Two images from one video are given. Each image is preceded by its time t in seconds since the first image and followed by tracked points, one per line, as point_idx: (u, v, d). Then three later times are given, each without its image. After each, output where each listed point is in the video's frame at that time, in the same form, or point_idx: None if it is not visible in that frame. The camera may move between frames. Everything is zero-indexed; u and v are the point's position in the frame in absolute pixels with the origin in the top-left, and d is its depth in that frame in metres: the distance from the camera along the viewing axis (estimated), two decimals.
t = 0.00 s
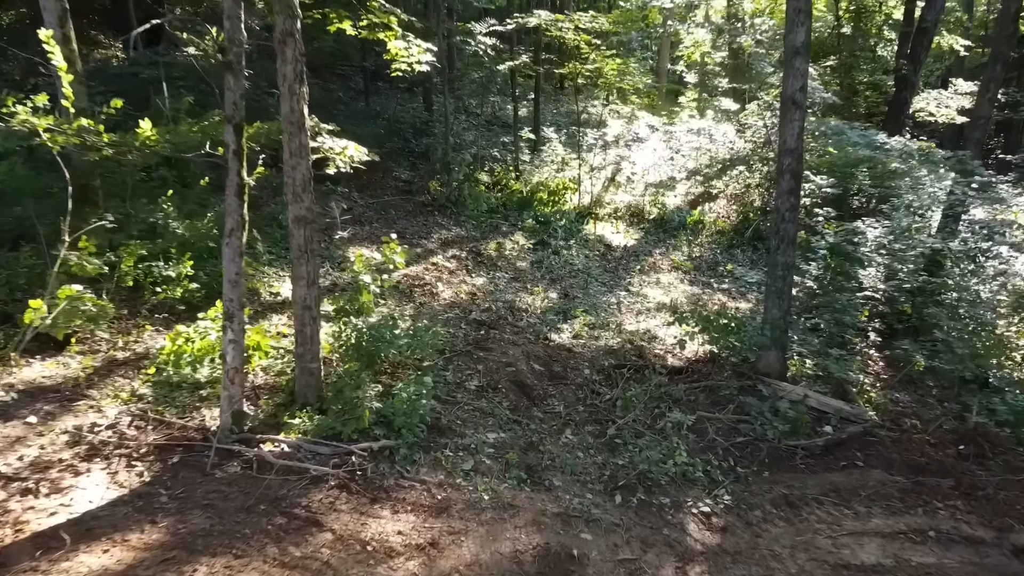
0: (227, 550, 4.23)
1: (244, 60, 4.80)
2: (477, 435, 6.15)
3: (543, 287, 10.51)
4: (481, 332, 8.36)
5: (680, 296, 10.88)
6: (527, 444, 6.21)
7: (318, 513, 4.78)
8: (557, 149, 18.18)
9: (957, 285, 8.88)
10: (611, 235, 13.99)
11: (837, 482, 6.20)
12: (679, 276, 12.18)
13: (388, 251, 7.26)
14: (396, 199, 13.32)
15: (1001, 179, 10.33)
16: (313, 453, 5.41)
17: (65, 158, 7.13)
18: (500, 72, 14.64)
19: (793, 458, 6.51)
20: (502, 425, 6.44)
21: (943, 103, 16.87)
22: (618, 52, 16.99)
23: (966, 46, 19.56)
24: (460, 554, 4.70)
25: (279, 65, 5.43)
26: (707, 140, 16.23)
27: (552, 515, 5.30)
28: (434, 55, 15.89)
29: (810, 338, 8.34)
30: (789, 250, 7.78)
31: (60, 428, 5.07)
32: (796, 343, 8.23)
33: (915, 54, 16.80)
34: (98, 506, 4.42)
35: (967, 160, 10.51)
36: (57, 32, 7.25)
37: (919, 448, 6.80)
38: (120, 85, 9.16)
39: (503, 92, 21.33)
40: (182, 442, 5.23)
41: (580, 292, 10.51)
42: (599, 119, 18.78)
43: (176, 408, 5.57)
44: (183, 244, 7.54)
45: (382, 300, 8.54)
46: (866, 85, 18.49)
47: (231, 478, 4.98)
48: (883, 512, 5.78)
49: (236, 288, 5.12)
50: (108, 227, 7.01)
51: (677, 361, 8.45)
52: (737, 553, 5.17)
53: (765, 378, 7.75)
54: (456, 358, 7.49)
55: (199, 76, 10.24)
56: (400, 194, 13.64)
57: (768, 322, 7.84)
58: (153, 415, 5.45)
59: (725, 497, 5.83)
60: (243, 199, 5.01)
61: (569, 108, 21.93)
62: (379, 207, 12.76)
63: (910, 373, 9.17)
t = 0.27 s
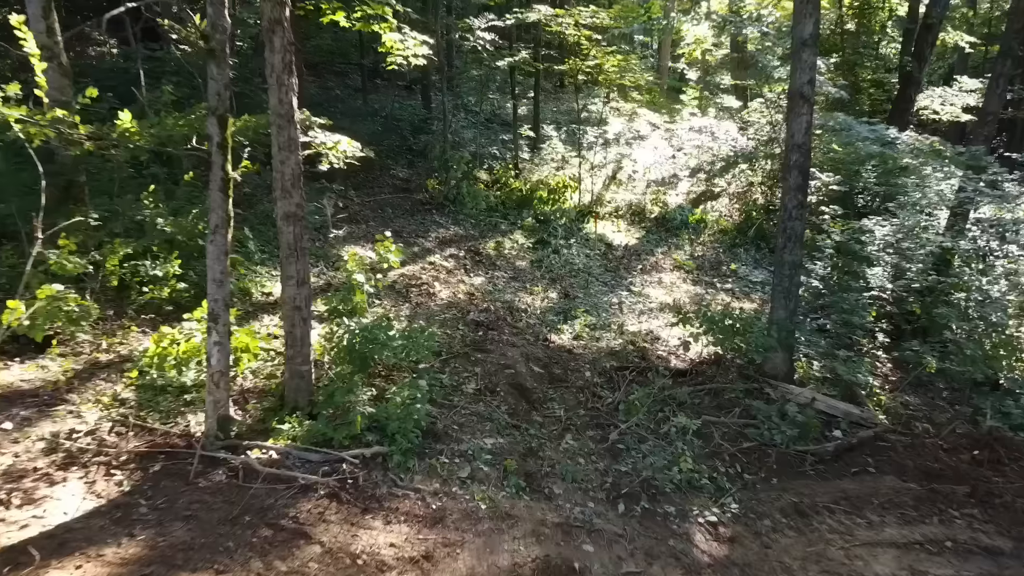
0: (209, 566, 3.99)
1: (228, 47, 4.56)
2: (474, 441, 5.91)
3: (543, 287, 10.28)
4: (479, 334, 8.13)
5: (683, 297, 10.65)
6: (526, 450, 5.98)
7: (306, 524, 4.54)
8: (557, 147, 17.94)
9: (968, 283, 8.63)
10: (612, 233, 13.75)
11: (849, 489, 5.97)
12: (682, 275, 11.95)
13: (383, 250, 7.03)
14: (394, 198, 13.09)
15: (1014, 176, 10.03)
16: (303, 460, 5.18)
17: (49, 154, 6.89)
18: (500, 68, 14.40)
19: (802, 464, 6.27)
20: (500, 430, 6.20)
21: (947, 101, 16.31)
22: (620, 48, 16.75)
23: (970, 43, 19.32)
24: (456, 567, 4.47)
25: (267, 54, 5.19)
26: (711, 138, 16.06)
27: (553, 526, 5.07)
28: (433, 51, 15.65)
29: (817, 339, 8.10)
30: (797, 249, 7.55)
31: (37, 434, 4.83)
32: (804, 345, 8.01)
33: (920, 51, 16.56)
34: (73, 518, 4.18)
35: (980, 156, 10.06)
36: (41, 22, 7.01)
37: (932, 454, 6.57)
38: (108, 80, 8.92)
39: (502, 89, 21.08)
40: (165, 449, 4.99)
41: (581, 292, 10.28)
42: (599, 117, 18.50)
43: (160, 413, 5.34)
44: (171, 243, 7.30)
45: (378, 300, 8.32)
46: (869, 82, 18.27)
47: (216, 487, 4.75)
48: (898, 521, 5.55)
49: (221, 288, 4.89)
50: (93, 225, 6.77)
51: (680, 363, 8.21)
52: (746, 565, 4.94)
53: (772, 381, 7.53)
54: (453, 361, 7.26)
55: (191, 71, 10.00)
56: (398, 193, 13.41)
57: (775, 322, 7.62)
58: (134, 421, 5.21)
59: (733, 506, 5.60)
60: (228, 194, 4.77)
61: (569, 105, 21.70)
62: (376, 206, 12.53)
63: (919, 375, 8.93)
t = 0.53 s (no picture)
0: None
1: (210, 34, 4.31)
2: (470, 447, 5.67)
3: (542, 286, 10.04)
4: (477, 335, 7.88)
5: (687, 297, 10.41)
6: (525, 456, 5.73)
7: (292, 538, 4.30)
8: (557, 145, 17.70)
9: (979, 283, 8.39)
10: (613, 232, 13.49)
11: (861, 497, 5.73)
12: (684, 275, 11.70)
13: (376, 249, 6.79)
14: (391, 196, 12.86)
15: None
16: (291, 469, 4.94)
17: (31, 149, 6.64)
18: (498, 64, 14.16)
19: (812, 471, 6.03)
20: (498, 436, 5.96)
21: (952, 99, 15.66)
22: (620, 45, 16.51)
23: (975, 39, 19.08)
24: None
25: (254, 43, 4.94)
26: (712, 135, 15.36)
27: (553, 538, 4.83)
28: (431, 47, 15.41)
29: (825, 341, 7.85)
30: (805, 247, 7.31)
31: (10, 442, 4.58)
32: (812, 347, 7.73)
33: (925, 47, 16.32)
34: (44, 532, 3.93)
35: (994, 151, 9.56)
36: (24, 12, 6.76)
37: (946, 460, 6.33)
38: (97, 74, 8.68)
39: (502, 87, 20.84)
40: (145, 458, 4.76)
41: (582, 292, 10.04)
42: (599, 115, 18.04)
43: (141, 419, 5.10)
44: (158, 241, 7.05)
45: (372, 301, 8.10)
46: (873, 79, 18.04)
47: (198, 498, 4.51)
48: (913, 532, 5.31)
49: (203, 288, 4.64)
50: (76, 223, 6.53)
51: (684, 365, 7.98)
52: None
53: (779, 383, 7.32)
54: (449, 363, 7.01)
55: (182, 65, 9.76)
56: (395, 191, 13.18)
57: (782, 323, 7.40)
58: (114, 427, 4.97)
59: (741, 516, 5.36)
60: (210, 189, 4.53)
61: (569, 103, 21.45)
62: (372, 204, 12.29)
63: (929, 378, 8.68)
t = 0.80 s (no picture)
0: None
1: (190, 20, 4.07)
2: (466, 455, 5.44)
3: (542, 287, 9.80)
4: (474, 337, 7.65)
5: (690, 298, 10.18)
6: (523, 464, 5.50)
7: (276, 553, 4.06)
8: (557, 144, 17.47)
9: (990, 283, 8.16)
10: (614, 232, 13.24)
11: (874, 507, 5.49)
12: (687, 275, 11.47)
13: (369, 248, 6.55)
14: (388, 195, 12.64)
15: None
16: (277, 479, 4.70)
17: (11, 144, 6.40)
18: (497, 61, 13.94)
19: (822, 479, 5.80)
20: (495, 443, 5.72)
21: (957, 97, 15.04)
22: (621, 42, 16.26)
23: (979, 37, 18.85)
24: None
25: (238, 32, 4.71)
26: (714, 134, 15.06)
27: (552, 551, 4.60)
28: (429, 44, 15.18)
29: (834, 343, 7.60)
30: (813, 247, 7.08)
31: None
32: (820, 349, 7.47)
33: (929, 44, 16.09)
34: (11, 549, 3.69)
35: (1010, 146, 9.51)
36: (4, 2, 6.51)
37: (961, 467, 6.10)
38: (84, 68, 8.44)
39: (501, 85, 20.61)
40: (123, 468, 4.52)
41: (582, 293, 9.80)
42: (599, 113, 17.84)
43: (120, 426, 4.86)
44: (144, 240, 6.81)
45: (367, 302, 7.88)
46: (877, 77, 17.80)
47: (178, 510, 4.27)
48: (930, 544, 5.08)
49: (184, 288, 4.41)
50: (58, 221, 6.28)
51: (688, 368, 7.74)
52: None
53: (786, 387, 7.09)
54: (445, 367, 6.78)
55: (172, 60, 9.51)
56: (392, 190, 12.95)
57: (789, 325, 7.16)
58: (92, 435, 4.74)
59: (749, 527, 5.13)
60: (190, 185, 4.29)
61: (569, 101, 21.20)
62: (368, 203, 12.06)
63: (940, 381, 8.44)
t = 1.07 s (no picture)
0: None
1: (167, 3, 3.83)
2: (462, 463, 5.20)
3: (541, 287, 9.56)
4: (471, 339, 7.41)
5: (693, 299, 9.94)
6: (521, 472, 5.27)
7: (258, 569, 3.82)
8: (556, 142, 17.23)
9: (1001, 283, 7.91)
10: (614, 231, 12.98)
11: (888, 516, 5.25)
12: (689, 275, 11.24)
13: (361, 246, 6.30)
14: (385, 194, 12.40)
15: None
16: (262, 489, 4.47)
17: None
18: (496, 57, 13.72)
19: (833, 487, 5.56)
20: (492, 449, 5.49)
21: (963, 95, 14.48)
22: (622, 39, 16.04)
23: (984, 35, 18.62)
24: None
25: (221, 19, 4.48)
26: (716, 133, 15.18)
27: (551, 566, 4.36)
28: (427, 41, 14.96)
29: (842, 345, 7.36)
30: (821, 245, 6.85)
31: None
32: (828, 352, 7.24)
33: (935, 41, 15.87)
34: None
35: None
36: None
37: (977, 474, 5.86)
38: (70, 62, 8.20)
39: (500, 84, 20.37)
40: (98, 478, 4.28)
41: (583, 293, 9.57)
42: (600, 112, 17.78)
43: (97, 434, 4.63)
44: (129, 238, 6.57)
45: (361, 303, 7.66)
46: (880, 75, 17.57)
47: (155, 523, 4.03)
48: (948, 557, 4.84)
49: (162, 288, 4.18)
50: (39, 218, 6.04)
51: (692, 371, 7.51)
52: None
53: (793, 391, 6.86)
54: (441, 370, 6.55)
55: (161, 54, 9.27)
56: (389, 189, 12.72)
57: (797, 326, 6.92)
58: (67, 443, 4.50)
59: (758, 539, 4.89)
60: (168, 179, 4.06)
61: (569, 100, 20.99)
62: (364, 202, 11.83)
63: (951, 383, 8.20)
